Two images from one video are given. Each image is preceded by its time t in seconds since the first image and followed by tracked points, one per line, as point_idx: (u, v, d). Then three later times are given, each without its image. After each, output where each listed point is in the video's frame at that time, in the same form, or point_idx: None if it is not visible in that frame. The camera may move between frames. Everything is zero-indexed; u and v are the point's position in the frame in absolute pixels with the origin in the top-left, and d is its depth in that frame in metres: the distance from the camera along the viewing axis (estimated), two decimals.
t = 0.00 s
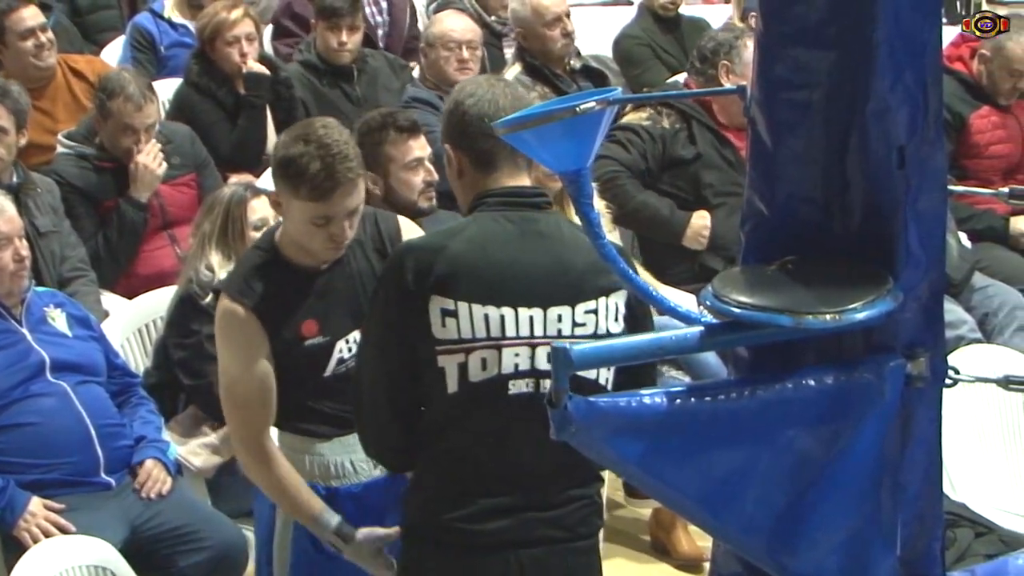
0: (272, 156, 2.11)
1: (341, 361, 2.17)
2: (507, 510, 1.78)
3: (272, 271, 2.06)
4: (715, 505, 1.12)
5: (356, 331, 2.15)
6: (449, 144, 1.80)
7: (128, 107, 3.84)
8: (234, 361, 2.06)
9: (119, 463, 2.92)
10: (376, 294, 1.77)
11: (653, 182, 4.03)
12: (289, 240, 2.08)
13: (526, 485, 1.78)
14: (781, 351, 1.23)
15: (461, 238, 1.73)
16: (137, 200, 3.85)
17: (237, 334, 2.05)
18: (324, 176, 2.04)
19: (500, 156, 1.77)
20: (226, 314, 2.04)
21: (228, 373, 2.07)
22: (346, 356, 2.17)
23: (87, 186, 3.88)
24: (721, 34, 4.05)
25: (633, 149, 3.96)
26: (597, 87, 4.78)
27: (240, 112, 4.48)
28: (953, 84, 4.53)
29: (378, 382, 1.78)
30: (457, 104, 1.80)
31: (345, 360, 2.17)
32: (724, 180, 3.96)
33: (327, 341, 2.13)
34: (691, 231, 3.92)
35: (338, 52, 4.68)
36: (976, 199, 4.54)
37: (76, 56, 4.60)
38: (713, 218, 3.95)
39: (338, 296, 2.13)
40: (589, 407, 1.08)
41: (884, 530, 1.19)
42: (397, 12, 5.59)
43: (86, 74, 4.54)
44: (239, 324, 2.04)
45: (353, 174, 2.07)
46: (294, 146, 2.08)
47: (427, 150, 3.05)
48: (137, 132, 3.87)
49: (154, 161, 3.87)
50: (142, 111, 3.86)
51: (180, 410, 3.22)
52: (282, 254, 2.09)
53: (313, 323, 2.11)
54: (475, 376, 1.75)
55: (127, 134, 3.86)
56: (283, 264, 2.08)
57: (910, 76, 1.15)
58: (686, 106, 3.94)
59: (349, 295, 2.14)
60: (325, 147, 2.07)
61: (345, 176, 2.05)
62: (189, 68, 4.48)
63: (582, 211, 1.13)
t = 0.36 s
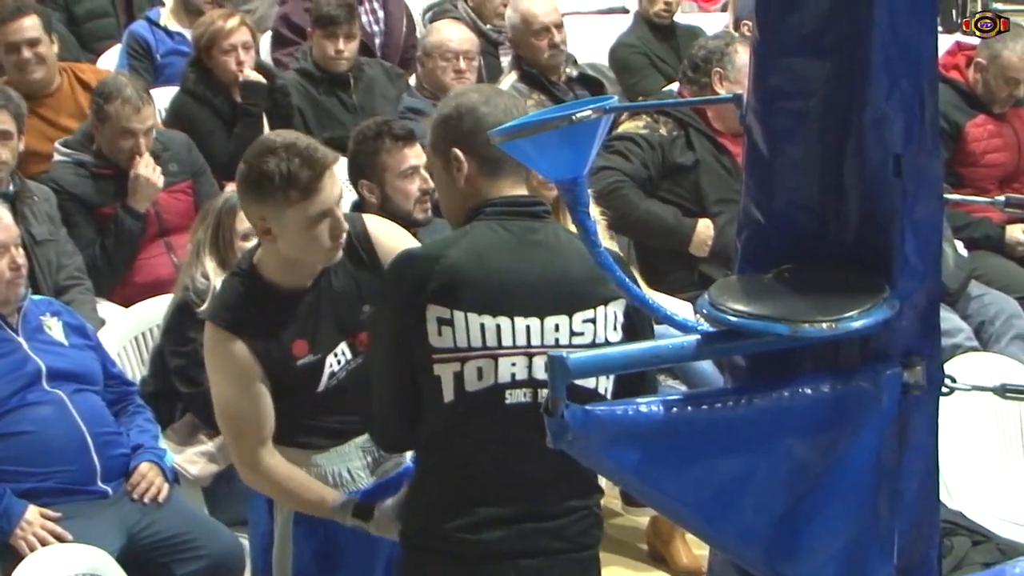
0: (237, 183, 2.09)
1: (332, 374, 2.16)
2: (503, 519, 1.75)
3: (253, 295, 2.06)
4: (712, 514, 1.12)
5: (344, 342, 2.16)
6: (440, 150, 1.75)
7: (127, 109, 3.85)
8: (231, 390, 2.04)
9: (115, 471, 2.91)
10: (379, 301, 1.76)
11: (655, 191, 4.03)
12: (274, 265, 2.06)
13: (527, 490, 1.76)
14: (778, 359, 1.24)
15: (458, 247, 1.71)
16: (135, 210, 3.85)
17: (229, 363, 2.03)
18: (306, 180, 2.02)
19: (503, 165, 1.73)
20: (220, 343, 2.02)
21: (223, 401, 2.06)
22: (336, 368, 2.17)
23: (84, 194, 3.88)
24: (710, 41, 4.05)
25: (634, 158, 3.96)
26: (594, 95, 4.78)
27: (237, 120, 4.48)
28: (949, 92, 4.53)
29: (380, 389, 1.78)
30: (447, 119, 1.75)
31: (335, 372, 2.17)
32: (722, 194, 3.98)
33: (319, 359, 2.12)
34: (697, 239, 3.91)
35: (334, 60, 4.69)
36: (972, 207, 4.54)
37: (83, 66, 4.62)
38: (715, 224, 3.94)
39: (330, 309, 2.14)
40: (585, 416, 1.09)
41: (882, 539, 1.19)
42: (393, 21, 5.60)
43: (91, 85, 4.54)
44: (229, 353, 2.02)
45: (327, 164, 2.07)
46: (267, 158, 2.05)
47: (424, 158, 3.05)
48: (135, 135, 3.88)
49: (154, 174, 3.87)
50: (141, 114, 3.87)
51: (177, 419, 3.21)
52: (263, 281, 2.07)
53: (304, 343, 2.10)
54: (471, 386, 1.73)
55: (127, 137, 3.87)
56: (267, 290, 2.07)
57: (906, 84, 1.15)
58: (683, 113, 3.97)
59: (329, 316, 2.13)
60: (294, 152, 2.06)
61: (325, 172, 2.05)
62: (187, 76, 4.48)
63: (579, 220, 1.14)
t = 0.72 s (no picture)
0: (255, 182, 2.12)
1: (344, 375, 2.17)
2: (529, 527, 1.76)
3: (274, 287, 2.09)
4: (718, 521, 1.15)
5: (355, 344, 2.16)
6: (437, 164, 1.73)
7: (134, 115, 3.86)
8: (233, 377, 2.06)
9: (122, 479, 2.92)
10: (392, 326, 1.72)
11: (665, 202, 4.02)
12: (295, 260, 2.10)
13: (543, 492, 1.76)
14: (783, 367, 1.23)
15: (480, 259, 1.71)
16: (142, 218, 3.86)
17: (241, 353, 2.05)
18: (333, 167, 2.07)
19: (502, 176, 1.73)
20: (232, 327, 2.04)
21: (223, 385, 2.06)
22: (348, 370, 2.17)
23: (91, 203, 3.89)
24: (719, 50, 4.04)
25: (645, 168, 3.96)
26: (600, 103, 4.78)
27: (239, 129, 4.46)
28: (956, 101, 4.53)
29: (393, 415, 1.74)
30: (435, 134, 1.74)
31: (346, 374, 2.17)
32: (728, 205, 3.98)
33: (332, 357, 2.14)
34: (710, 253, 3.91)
35: (340, 69, 4.70)
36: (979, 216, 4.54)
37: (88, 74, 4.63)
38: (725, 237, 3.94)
39: (336, 321, 2.15)
40: (592, 424, 1.11)
41: (889, 547, 1.20)
42: (399, 30, 5.61)
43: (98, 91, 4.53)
44: (243, 344, 2.04)
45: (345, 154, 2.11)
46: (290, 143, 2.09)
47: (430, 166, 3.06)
48: (142, 140, 3.89)
49: (156, 178, 3.87)
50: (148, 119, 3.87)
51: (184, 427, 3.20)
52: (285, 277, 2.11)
53: (317, 340, 2.12)
54: (509, 398, 1.73)
55: (134, 143, 3.88)
56: (289, 285, 2.11)
57: (913, 92, 1.16)
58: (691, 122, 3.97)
59: (343, 317, 2.16)
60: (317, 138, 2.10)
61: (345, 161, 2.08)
62: (194, 84, 4.49)
63: (586, 228, 1.15)
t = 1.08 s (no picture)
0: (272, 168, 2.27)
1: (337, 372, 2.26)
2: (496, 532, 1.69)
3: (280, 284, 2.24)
4: (711, 525, 1.15)
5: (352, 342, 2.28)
6: (324, 199, 1.69)
7: (128, 119, 3.86)
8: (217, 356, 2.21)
9: (114, 483, 2.91)
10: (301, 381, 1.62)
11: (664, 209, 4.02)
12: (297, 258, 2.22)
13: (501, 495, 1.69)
14: (776, 371, 1.24)
15: (382, 290, 1.62)
16: (135, 222, 3.85)
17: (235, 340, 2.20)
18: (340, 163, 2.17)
19: (390, 203, 1.69)
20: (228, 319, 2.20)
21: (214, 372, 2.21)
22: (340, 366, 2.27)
23: (83, 206, 3.88)
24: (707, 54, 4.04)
25: (646, 175, 3.96)
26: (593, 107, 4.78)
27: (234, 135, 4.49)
28: (948, 105, 4.54)
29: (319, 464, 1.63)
30: (320, 169, 1.69)
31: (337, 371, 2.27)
32: (722, 209, 3.98)
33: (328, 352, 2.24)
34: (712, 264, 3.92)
35: (333, 73, 4.70)
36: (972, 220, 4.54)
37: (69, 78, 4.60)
38: (722, 241, 3.94)
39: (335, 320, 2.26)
40: (584, 428, 1.11)
41: (881, 550, 1.20)
42: (390, 33, 5.60)
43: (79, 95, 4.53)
44: (237, 332, 2.19)
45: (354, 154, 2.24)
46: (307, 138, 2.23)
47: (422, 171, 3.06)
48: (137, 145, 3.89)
49: (148, 184, 3.86)
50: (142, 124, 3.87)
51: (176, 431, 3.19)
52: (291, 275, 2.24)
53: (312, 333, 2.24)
54: (444, 413, 1.65)
55: (128, 147, 3.88)
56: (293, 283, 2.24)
57: (905, 96, 1.16)
58: (681, 126, 4.01)
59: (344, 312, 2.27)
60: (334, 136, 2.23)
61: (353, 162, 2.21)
62: (186, 88, 4.49)
63: (579, 232, 1.17)
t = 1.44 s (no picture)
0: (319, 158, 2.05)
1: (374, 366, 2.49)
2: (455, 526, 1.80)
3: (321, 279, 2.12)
4: (711, 528, 1.15)
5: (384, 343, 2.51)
6: (232, 234, 1.80)
7: (128, 120, 3.85)
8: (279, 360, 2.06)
9: (113, 485, 2.91)
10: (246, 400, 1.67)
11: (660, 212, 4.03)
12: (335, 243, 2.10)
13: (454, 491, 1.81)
14: (776, 372, 1.24)
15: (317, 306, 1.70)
16: (134, 223, 3.84)
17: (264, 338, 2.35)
18: (384, 167, 1.99)
19: (301, 229, 1.79)
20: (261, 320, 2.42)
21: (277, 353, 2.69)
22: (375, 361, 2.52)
23: (82, 208, 3.88)
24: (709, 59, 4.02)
25: (636, 182, 3.94)
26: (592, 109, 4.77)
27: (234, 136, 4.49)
28: (947, 106, 4.53)
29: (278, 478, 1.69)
30: (229, 202, 1.81)
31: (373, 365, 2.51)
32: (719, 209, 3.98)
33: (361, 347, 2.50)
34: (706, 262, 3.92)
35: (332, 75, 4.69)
36: (971, 221, 4.54)
37: (70, 80, 4.60)
38: (713, 241, 3.94)
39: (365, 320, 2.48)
40: (583, 430, 1.11)
41: (880, 551, 1.21)
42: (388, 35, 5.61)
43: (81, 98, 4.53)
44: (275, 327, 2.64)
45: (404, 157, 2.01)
46: (358, 132, 2.01)
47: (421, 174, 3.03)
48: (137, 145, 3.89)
49: (148, 185, 3.86)
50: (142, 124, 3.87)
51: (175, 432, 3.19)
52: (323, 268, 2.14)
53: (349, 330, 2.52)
54: (393, 415, 1.74)
55: (128, 147, 3.87)
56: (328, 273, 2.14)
57: (904, 98, 1.16)
58: (676, 131, 3.97)
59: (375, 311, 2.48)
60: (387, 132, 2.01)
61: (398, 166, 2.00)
62: (185, 90, 4.48)
63: (579, 234, 1.17)
